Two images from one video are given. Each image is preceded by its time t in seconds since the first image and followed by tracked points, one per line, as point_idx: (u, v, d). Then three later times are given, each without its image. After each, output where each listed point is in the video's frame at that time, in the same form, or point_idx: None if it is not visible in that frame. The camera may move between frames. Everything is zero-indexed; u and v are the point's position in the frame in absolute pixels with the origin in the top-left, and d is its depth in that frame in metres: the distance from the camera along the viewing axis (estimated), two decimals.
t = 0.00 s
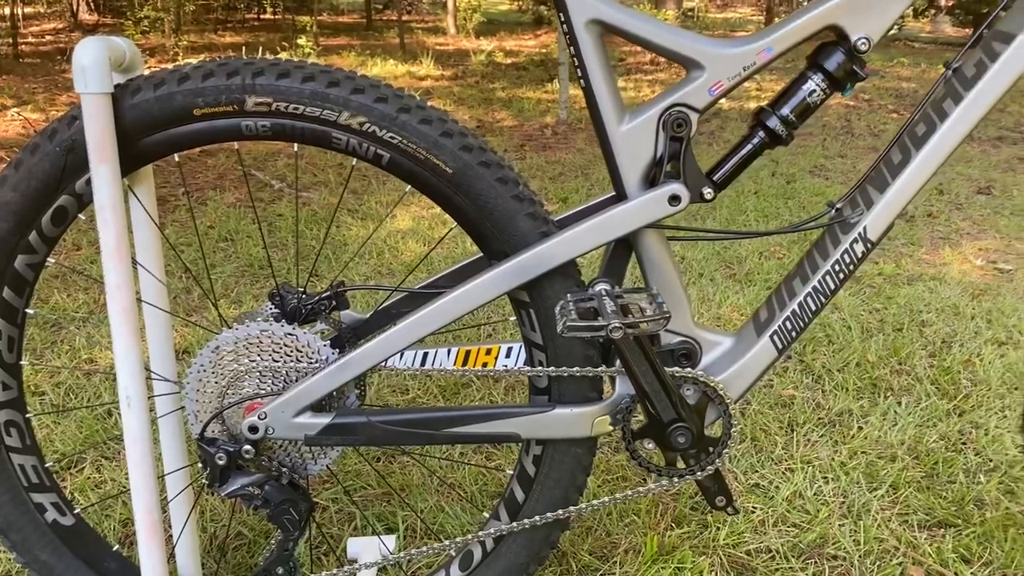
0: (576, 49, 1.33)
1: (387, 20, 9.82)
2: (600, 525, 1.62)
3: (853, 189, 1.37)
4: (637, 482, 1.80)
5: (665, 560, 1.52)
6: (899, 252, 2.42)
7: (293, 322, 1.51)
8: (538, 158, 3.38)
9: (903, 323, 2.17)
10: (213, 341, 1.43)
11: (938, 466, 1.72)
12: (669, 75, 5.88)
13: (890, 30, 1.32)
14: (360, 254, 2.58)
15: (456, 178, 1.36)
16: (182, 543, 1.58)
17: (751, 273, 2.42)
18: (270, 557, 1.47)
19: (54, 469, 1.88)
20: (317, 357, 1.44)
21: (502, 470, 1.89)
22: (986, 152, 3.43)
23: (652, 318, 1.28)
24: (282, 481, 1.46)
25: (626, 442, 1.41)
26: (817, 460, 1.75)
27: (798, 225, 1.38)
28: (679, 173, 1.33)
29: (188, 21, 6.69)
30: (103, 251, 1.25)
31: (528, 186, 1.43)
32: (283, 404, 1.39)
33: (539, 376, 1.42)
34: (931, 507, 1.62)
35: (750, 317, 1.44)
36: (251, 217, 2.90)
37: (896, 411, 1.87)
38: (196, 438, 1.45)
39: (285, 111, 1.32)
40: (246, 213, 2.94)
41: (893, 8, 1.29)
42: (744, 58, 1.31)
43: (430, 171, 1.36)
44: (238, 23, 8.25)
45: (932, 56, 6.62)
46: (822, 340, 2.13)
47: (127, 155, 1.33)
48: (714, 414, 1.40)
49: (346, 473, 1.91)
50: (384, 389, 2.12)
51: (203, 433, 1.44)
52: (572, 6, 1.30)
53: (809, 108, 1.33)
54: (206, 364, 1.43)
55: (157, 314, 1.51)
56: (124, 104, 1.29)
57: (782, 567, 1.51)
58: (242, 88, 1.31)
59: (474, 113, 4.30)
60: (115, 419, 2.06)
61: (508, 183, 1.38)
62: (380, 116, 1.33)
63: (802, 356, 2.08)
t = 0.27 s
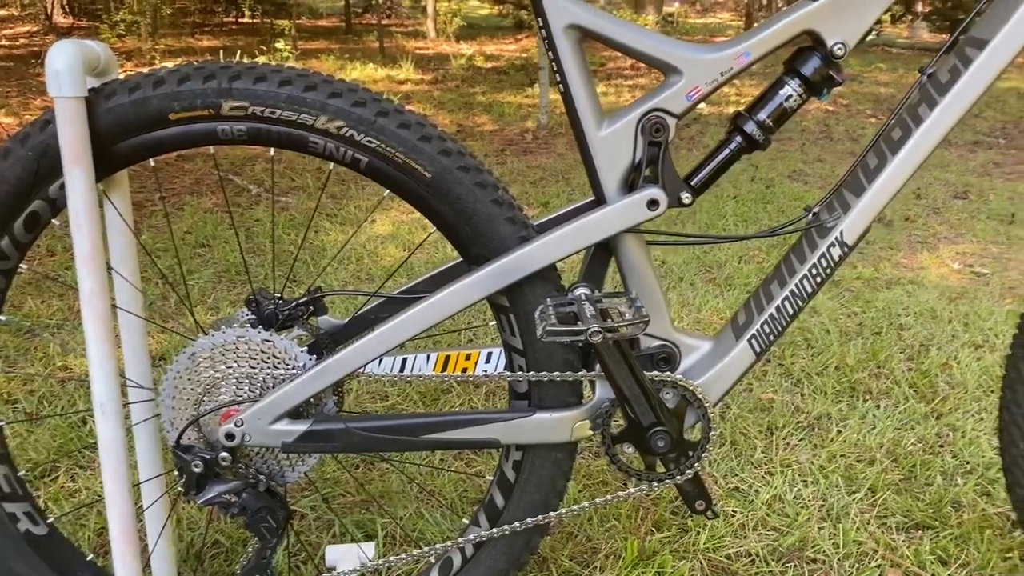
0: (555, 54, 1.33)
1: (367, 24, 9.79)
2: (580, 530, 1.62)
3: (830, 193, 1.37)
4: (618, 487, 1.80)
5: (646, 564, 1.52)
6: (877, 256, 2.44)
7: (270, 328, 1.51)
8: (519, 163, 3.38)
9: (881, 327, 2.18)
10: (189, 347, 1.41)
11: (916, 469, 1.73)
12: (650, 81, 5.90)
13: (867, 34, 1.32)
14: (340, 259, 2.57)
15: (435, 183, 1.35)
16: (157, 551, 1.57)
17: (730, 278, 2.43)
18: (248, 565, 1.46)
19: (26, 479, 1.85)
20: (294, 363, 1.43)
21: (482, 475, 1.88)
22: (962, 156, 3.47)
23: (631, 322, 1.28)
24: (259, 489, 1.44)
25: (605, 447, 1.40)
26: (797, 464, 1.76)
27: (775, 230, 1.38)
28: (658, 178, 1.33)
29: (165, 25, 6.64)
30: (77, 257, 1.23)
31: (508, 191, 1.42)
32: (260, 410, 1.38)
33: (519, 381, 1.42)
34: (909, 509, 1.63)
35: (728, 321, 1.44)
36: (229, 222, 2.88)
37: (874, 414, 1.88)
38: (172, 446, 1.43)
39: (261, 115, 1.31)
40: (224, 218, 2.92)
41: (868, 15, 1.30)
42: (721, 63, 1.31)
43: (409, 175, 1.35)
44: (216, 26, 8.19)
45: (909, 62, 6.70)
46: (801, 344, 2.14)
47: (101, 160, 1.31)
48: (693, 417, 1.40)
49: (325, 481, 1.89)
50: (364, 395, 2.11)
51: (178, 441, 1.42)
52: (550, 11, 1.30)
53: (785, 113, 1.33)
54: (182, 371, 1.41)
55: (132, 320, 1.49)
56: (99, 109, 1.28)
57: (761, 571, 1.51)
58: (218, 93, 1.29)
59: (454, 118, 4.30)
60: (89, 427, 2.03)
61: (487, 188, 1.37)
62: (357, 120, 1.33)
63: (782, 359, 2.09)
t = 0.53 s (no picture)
0: (534, 60, 1.33)
1: (344, 30, 9.76)
2: (560, 537, 1.61)
3: (807, 199, 1.38)
4: (597, 494, 1.79)
5: (626, 571, 1.52)
6: (853, 262, 2.46)
7: (247, 336, 1.49)
8: (498, 170, 3.38)
9: (857, 332, 2.20)
10: (164, 355, 1.40)
11: (893, 473, 1.75)
12: (627, 88, 5.93)
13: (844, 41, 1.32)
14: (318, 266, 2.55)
15: (413, 189, 1.35)
16: (132, 563, 1.55)
17: (708, 284, 2.44)
18: None
19: None
20: (270, 371, 1.41)
21: (462, 483, 1.87)
22: (936, 163, 3.52)
23: (611, 328, 1.27)
24: (235, 499, 1.42)
25: (585, 454, 1.40)
26: (775, 469, 1.77)
27: (753, 235, 1.39)
28: (637, 184, 1.34)
29: (139, 31, 6.57)
30: (49, 264, 1.21)
31: (488, 197, 1.41)
32: (236, 419, 1.36)
33: (498, 388, 1.41)
34: (886, 514, 1.64)
35: (707, 327, 1.45)
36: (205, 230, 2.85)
37: (851, 418, 1.90)
38: (147, 455, 1.41)
39: (237, 121, 1.29)
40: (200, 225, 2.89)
41: (844, 23, 1.30)
42: (699, 70, 1.31)
43: (387, 181, 1.34)
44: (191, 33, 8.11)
45: (883, 70, 6.79)
46: (778, 350, 2.15)
47: (74, 166, 1.29)
48: (672, 423, 1.41)
49: (302, 490, 1.87)
50: (341, 403, 2.09)
51: (153, 451, 1.40)
52: (529, 18, 1.30)
53: (762, 120, 1.34)
54: (157, 379, 1.39)
55: (106, 328, 1.46)
56: (71, 114, 1.26)
57: None
58: (193, 98, 1.28)
59: (432, 124, 4.29)
60: (61, 437, 1.99)
61: (466, 194, 1.37)
62: (335, 126, 1.32)
63: (759, 365, 2.10)
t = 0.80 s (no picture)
0: (511, 69, 1.34)
1: (320, 36, 9.72)
2: (539, 544, 1.61)
3: (782, 207, 1.40)
4: (576, 500, 1.80)
5: None
6: (827, 268, 2.49)
7: (223, 345, 1.48)
8: (475, 177, 3.38)
9: (831, 337, 2.23)
10: (139, 365, 1.38)
11: (867, 477, 1.77)
12: (604, 95, 5.97)
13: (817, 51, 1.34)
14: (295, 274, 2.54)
15: (391, 197, 1.35)
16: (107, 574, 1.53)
17: (684, 290, 2.46)
18: None
19: None
20: (247, 380, 1.40)
21: (440, 491, 1.87)
22: (907, 171, 3.58)
23: (589, 335, 1.28)
24: (212, 509, 1.41)
25: (564, 460, 1.40)
26: (751, 474, 1.79)
27: (729, 243, 1.40)
28: (614, 192, 1.35)
29: (112, 37, 6.50)
30: (23, 273, 1.20)
31: (466, 205, 1.41)
32: (213, 429, 1.35)
33: (477, 396, 1.41)
34: (861, 517, 1.67)
35: (684, 333, 1.46)
36: (180, 237, 2.82)
37: (826, 423, 1.92)
38: (122, 466, 1.39)
39: (214, 129, 1.29)
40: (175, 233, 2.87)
41: (817, 33, 1.31)
42: (675, 79, 1.33)
43: (365, 190, 1.34)
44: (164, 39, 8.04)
45: (854, 78, 6.90)
46: (754, 355, 2.17)
47: (48, 174, 1.28)
48: (649, 429, 1.41)
49: (280, 499, 1.86)
50: (318, 412, 2.08)
51: (128, 461, 1.38)
52: (506, 27, 1.31)
53: (737, 129, 1.36)
54: (132, 389, 1.38)
55: (80, 338, 1.45)
56: (45, 122, 1.25)
57: None
58: (169, 106, 1.27)
59: (409, 131, 4.28)
60: (34, 448, 1.96)
61: (445, 203, 1.37)
62: (312, 134, 1.31)
63: (735, 370, 2.12)
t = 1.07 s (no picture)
0: (484, 76, 1.34)
1: (295, 43, 9.67)
2: (515, 550, 1.61)
3: (753, 214, 1.41)
4: (552, 506, 1.80)
5: None
6: (800, 274, 2.52)
7: (195, 353, 1.47)
8: (451, 183, 3.38)
9: (804, 342, 2.26)
10: (110, 374, 1.37)
11: (841, 480, 1.79)
12: (580, 102, 6.00)
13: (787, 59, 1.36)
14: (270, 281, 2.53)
15: (365, 204, 1.34)
16: None
17: (659, 296, 2.48)
18: None
19: None
20: (220, 388, 1.39)
21: (416, 499, 1.86)
22: (878, 177, 3.63)
23: (563, 341, 1.28)
24: (185, 518, 1.39)
25: (540, 466, 1.40)
26: (726, 478, 1.80)
27: (702, 249, 1.41)
28: (588, 199, 1.36)
29: (83, 42, 6.41)
30: None
31: (441, 212, 1.41)
32: (185, 438, 1.34)
33: (453, 403, 1.41)
34: (834, 521, 1.68)
35: (658, 338, 1.47)
36: (153, 245, 2.79)
37: (800, 427, 1.94)
38: (93, 476, 1.37)
39: (186, 136, 1.28)
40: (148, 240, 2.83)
41: (788, 42, 1.33)
42: (647, 87, 1.34)
43: (339, 196, 1.34)
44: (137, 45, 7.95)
45: (826, 86, 7.00)
46: (728, 361, 2.19)
47: (17, 181, 1.26)
48: (624, 435, 1.42)
49: (254, 508, 1.84)
50: (293, 420, 2.07)
51: (99, 471, 1.37)
52: (480, 34, 1.32)
53: (710, 135, 1.37)
54: (103, 398, 1.36)
55: (49, 346, 1.42)
56: (14, 129, 1.23)
57: None
58: (141, 113, 1.26)
59: (385, 138, 4.27)
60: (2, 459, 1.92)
61: (419, 209, 1.37)
62: (286, 140, 1.31)
63: (710, 375, 2.13)
